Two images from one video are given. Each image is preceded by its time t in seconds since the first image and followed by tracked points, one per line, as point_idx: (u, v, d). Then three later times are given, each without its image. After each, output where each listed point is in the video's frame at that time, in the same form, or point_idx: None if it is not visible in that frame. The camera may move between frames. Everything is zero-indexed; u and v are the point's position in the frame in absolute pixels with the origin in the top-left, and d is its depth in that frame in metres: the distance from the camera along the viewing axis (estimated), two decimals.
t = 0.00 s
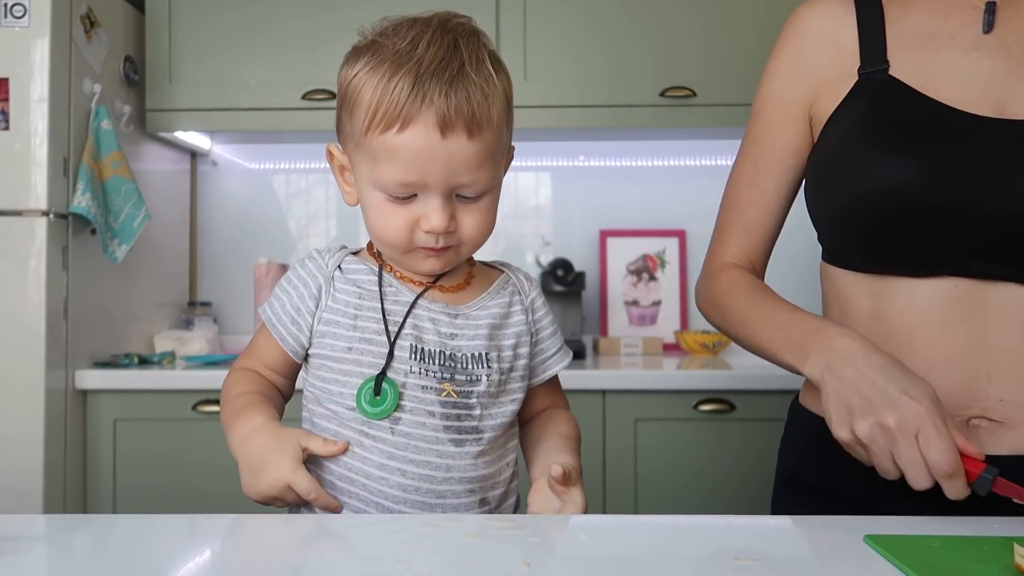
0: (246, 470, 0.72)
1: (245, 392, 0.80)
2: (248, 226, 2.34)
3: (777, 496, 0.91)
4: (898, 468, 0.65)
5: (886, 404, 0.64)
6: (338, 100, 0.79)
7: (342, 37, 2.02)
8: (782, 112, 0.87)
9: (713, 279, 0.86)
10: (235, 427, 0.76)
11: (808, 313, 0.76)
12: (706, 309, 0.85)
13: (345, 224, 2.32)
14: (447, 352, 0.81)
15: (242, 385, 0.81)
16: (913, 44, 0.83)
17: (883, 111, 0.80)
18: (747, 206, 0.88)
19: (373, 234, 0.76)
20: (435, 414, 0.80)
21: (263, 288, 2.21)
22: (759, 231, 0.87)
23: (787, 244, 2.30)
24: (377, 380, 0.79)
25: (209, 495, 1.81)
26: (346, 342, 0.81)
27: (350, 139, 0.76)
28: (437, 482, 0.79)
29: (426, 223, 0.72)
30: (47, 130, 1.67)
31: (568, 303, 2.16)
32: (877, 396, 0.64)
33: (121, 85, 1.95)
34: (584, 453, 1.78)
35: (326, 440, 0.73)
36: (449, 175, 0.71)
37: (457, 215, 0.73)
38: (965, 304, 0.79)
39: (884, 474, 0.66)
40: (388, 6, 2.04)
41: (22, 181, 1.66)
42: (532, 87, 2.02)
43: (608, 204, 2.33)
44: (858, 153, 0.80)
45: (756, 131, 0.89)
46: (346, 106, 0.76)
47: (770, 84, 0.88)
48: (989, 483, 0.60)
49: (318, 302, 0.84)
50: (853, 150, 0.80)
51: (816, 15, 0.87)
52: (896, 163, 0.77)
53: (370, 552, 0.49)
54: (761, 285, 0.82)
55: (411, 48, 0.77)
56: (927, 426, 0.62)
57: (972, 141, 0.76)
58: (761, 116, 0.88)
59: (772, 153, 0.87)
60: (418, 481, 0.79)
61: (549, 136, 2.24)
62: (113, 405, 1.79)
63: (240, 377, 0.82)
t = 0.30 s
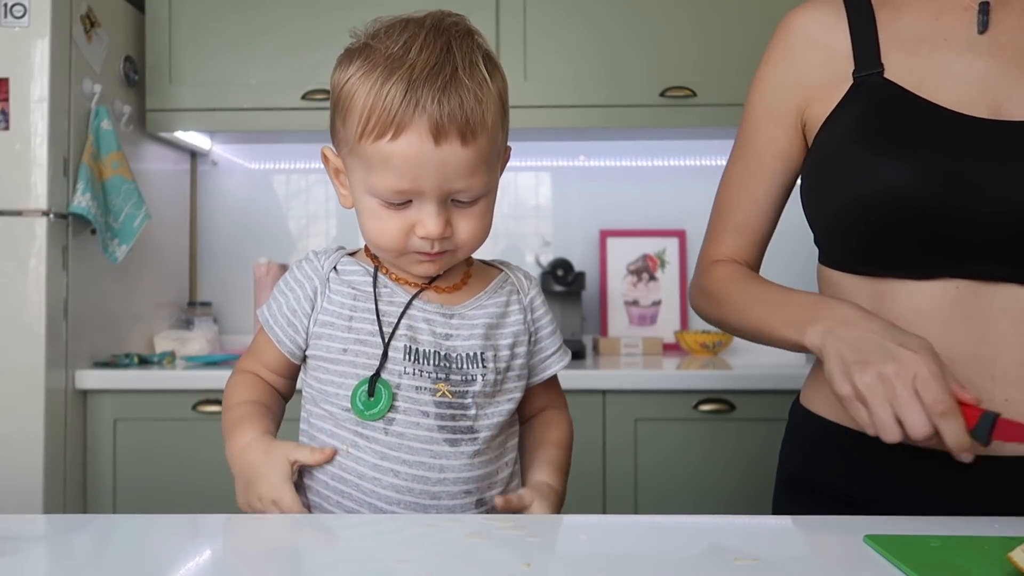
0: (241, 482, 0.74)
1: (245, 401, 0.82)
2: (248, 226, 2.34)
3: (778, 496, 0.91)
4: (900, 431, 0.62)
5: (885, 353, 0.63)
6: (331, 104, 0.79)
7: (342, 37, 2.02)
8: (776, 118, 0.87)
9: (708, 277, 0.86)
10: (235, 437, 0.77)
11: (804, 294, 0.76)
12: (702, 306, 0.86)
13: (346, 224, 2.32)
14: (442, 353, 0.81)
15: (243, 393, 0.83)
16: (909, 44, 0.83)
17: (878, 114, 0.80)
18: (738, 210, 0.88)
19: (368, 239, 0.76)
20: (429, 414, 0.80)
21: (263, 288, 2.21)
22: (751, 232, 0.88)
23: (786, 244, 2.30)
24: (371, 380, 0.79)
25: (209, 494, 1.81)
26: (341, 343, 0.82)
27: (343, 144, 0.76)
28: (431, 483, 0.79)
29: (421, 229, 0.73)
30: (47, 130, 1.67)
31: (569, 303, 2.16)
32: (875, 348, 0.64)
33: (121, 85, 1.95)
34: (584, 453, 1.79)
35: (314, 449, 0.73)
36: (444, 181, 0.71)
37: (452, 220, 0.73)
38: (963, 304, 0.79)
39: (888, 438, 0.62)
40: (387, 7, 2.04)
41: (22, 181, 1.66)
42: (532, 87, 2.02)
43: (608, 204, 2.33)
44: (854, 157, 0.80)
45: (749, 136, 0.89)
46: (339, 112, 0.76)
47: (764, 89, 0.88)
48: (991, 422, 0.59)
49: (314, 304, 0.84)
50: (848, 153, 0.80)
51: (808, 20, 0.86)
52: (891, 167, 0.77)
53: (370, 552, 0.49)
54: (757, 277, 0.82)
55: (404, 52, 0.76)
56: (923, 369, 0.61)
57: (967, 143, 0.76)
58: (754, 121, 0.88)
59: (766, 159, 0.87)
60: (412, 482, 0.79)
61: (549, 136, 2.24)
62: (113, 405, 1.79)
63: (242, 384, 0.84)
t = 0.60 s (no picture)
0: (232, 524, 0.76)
1: (240, 426, 0.82)
2: (248, 226, 2.34)
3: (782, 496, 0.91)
4: (953, 453, 0.57)
5: (938, 377, 0.61)
6: (328, 119, 0.79)
7: (342, 37, 2.02)
8: (777, 121, 0.86)
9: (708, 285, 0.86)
10: (228, 475, 0.79)
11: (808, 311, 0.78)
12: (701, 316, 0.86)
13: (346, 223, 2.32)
14: (440, 353, 0.81)
15: (240, 415, 0.83)
16: (909, 45, 0.83)
17: (877, 117, 0.80)
18: (744, 218, 0.87)
19: (363, 257, 0.77)
20: (429, 415, 0.80)
21: (263, 288, 2.20)
22: (756, 241, 0.87)
23: (786, 244, 2.30)
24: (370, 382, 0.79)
25: (209, 494, 1.81)
26: (338, 346, 0.82)
27: (339, 164, 0.76)
28: (433, 482, 0.80)
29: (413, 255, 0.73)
30: (47, 130, 1.67)
31: (569, 303, 2.16)
32: (926, 373, 0.62)
33: (121, 85, 1.95)
34: (585, 453, 1.79)
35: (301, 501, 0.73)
36: (436, 212, 0.71)
37: (445, 246, 0.73)
38: (964, 305, 0.79)
39: (942, 465, 0.57)
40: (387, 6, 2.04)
41: (22, 181, 1.66)
42: (532, 87, 2.02)
43: (608, 204, 2.33)
44: (853, 161, 0.80)
45: (750, 141, 0.87)
46: (335, 131, 0.76)
47: (763, 92, 0.87)
48: None
49: (309, 308, 0.84)
50: (847, 158, 0.80)
51: (806, 23, 0.86)
52: (887, 183, 0.77)
53: (369, 552, 0.49)
54: (761, 290, 0.82)
55: (400, 73, 0.76)
56: (980, 389, 0.58)
57: (966, 145, 0.77)
58: (753, 123, 0.88)
59: (768, 162, 0.86)
60: (413, 481, 0.79)
61: (550, 136, 2.24)
62: (113, 405, 1.79)
63: (238, 403, 0.84)
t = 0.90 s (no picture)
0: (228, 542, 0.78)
1: (243, 441, 0.83)
2: (248, 226, 2.34)
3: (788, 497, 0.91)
4: (959, 452, 0.56)
5: (948, 376, 0.60)
6: (327, 124, 0.79)
7: (342, 37, 2.02)
8: (781, 120, 0.86)
9: (712, 285, 0.86)
10: (223, 488, 0.80)
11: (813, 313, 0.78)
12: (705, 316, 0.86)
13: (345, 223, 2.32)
14: (441, 353, 0.81)
15: (242, 431, 0.84)
16: (914, 45, 0.83)
17: (881, 119, 0.80)
18: (748, 218, 0.87)
19: (365, 264, 0.77)
20: (430, 415, 0.80)
21: (263, 288, 2.20)
22: (762, 241, 0.87)
23: (787, 244, 2.30)
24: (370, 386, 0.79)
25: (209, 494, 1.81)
26: (338, 348, 0.82)
27: (339, 172, 0.76)
28: (435, 482, 0.80)
29: (414, 263, 0.73)
30: (47, 130, 1.67)
31: (568, 303, 2.16)
32: (936, 373, 0.60)
33: (121, 85, 1.95)
34: (584, 453, 1.79)
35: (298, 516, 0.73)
36: (437, 224, 0.71)
37: (446, 255, 0.73)
38: (970, 306, 0.79)
39: (946, 463, 0.56)
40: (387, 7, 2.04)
41: (22, 182, 1.66)
42: (532, 87, 2.02)
43: (608, 204, 2.33)
44: (857, 163, 0.80)
45: (754, 140, 0.87)
46: (335, 138, 0.76)
47: (767, 91, 0.87)
48: None
49: (309, 309, 0.84)
50: (852, 160, 0.80)
51: (812, 22, 0.86)
52: (892, 187, 0.77)
53: (370, 551, 0.49)
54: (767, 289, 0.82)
55: (400, 81, 0.75)
56: (990, 388, 0.57)
57: (970, 146, 0.77)
58: (757, 122, 0.88)
59: (773, 162, 0.86)
60: (415, 481, 0.79)
61: (550, 136, 2.24)
62: (113, 405, 1.79)
63: (241, 417, 0.84)
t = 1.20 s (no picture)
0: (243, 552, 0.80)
1: (250, 450, 0.84)
2: (248, 226, 2.34)
3: (790, 499, 0.91)
4: (996, 457, 0.54)
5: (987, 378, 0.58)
6: (330, 124, 0.78)
7: (342, 37, 2.02)
8: (789, 115, 0.85)
9: (722, 288, 0.85)
10: (227, 501, 0.83)
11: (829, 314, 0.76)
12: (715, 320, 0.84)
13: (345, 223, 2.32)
14: (443, 353, 0.81)
15: (247, 441, 0.85)
16: (920, 43, 0.83)
17: (888, 118, 0.80)
18: (758, 216, 0.86)
19: (370, 265, 0.77)
20: (431, 416, 0.80)
21: (263, 288, 2.20)
22: (773, 240, 0.86)
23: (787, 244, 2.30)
24: (373, 387, 0.79)
25: (208, 494, 1.81)
26: (338, 350, 0.82)
27: (343, 173, 0.76)
28: (438, 484, 0.80)
29: (422, 263, 0.73)
30: (47, 130, 1.67)
31: (568, 303, 2.16)
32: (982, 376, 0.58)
33: (121, 85, 1.95)
34: (584, 453, 1.79)
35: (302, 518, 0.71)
36: (447, 223, 0.71)
37: (454, 255, 0.73)
38: (973, 305, 0.79)
39: (981, 469, 0.55)
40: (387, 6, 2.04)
41: (22, 181, 1.66)
42: (532, 87, 2.02)
43: (608, 204, 2.33)
44: (865, 161, 0.80)
45: (760, 136, 0.87)
46: (339, 138, 0.76)
47: (774, 85, 0.87)
48: None
49: (309, 310, 0.84)
50: (860, 158, 0.80)
51: (819, 16, 0.86)
52: (900, 187, 0.77)
53: (370, 551, 0.49)
54: (781, 295, 0.81)
55: (406, 80, 0.75)
56: None
57: (977, 145, 0.77)
58: (766, 119, 0.87)
59: (781, 157, 0.86)
60: (417, 483, 0.79)
61: (550, 136, 2.24)
62: (113, 405, 1.79)
63: (245, 426, 0.85)
